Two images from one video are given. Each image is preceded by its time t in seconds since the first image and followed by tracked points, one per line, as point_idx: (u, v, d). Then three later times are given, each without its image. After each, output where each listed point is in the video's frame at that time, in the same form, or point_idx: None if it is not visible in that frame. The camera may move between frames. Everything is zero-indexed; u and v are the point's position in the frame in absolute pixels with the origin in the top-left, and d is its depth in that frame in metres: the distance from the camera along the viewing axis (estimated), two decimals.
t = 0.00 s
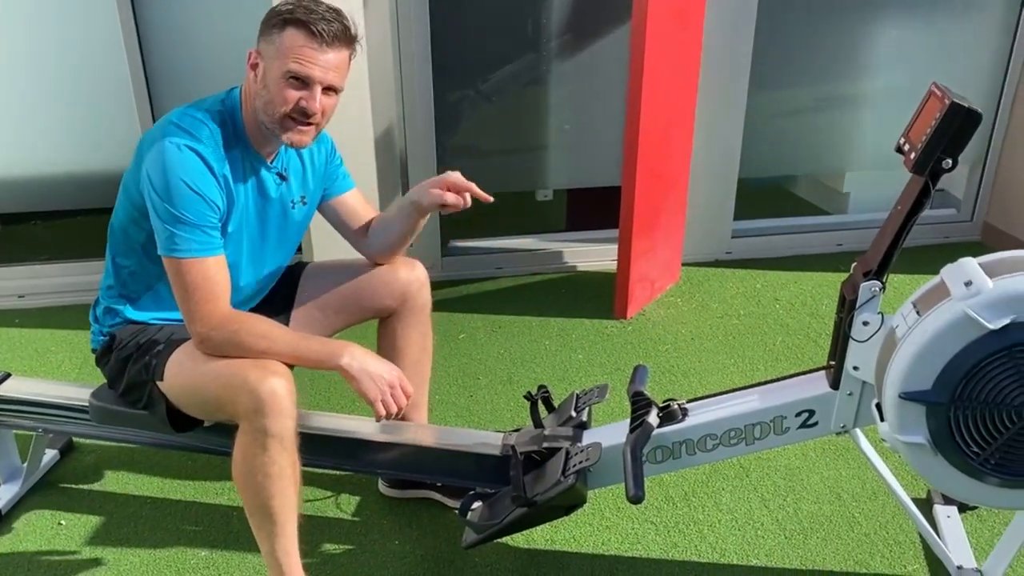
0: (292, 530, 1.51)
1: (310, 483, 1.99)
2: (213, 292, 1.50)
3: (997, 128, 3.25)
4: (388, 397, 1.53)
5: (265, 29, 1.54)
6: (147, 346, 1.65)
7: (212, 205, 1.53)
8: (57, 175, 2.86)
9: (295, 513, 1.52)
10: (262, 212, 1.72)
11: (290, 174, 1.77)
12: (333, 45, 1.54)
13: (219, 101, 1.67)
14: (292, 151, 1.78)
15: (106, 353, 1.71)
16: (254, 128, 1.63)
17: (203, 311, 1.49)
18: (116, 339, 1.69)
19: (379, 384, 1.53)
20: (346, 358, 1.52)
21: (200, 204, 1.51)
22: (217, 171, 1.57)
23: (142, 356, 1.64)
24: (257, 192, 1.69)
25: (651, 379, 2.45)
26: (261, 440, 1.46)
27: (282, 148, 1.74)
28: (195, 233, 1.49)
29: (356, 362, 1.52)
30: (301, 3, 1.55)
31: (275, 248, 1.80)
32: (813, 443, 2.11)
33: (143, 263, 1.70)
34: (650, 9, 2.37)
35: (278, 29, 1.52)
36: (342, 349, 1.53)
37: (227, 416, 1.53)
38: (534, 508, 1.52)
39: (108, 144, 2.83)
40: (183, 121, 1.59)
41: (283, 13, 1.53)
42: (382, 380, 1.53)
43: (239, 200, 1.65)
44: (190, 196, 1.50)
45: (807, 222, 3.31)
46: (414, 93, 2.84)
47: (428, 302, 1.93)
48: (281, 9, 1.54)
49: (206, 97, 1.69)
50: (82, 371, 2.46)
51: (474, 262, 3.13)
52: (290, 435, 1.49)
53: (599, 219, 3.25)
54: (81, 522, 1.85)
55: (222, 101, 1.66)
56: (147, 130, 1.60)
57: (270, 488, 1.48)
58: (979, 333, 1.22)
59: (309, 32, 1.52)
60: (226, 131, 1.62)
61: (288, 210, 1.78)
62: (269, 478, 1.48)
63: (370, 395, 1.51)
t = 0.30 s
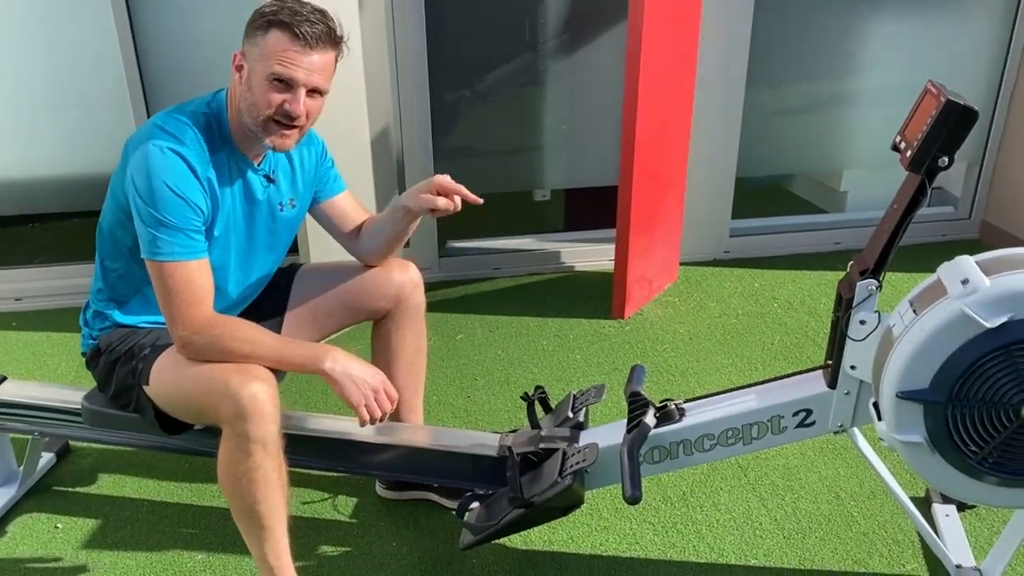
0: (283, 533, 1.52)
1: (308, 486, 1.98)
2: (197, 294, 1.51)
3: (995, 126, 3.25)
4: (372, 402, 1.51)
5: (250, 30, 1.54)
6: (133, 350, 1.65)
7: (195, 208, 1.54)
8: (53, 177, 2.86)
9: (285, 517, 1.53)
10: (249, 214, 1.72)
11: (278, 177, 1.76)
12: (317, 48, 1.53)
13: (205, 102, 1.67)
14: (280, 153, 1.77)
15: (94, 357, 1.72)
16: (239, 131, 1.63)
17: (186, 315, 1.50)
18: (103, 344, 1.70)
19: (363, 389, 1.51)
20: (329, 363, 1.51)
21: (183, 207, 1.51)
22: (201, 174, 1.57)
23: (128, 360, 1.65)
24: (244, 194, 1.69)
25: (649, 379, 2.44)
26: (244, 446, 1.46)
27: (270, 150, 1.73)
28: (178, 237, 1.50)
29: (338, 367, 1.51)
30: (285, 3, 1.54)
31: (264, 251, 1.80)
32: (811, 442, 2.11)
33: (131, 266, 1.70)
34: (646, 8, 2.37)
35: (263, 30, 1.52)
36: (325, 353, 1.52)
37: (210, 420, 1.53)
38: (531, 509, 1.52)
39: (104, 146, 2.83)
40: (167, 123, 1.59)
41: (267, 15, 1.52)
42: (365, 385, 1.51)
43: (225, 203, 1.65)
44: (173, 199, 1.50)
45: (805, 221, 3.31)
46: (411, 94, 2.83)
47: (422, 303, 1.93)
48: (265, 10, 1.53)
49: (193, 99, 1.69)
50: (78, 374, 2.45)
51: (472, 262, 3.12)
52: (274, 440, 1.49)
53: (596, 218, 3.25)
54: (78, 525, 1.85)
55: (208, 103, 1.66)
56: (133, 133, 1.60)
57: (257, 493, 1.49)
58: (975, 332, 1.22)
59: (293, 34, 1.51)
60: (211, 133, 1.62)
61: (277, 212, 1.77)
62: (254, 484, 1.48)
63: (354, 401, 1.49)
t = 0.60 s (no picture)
0: (273, 542, 1.53)
1: (303, 489, 1.98)
2: (185, 301, 1.51)
3: (993, 125, 3.24)
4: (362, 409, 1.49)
5: (239, 35, 1.53)
6: (125, 356, 1.65)
7: (183, 214, 1.53)
8: (49, 179, 2.85)
9: (275, 525, 1.54)
10: (241, 220, 1.71)
11: (271, 182, 1.75)
12: (307, 52, 1.52)
13: (196, 108, 1.67)
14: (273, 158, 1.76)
15: (88, 363, 1.72)
16: (230, 136, 1.62)
17: (174, 322, 1.50)
18: (96, 350, 1.70)
19: (352, 397, 1.49)
20: (316, 371, 1.50)
21: (171, 214, 1.51)
22: (189, 180, 1.57)
23: (119, 366, 1.64)
24: (235, 200, 1.68)
25: (646, 381, 2.43)
26: (231, 455, 1.47)
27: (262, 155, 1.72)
28: (166, 243, 1.49)
29: (326, 374, 1.50)
30: (274, 8, 1.53)
31: (257, 257, 1.79)
32: (808, 444, 2.10)
33: (123, 271, 1.69)
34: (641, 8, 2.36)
35: (252, 35, 1.51)
36: (314, 360, 1.51)
37: (199, 428, 1.53)
38: (525, 512, 1.51)
39: (100, 149, 2.82)
40: (155, 130, 1.58)
41: (255, 19, 1.52)
42: (354, 394, 1.50)
43: (216, 209, 1.64)
44: (160, 206, 1.50)
45: (802, 221, 3.30)
46: (407, 95, 2.83)
47: (421, 306, 1.93)
48: (254, 14, 1.52)
49: (184, 104, 1.69)
50: (74, 378, 2.44)
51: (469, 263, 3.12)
52: (262, 448, 1.49)
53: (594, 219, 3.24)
54: (72, 529, 1.84)
55: (198, 108, 1.66)
56: (122, 140, 1.60)
57: (245, 502, 1.49)
58: (970, 334, 1.21)
59: (282, 38, 1.50)
60: (200, 139, 1.62)
61: (270, 218, 1.76)
62: (242, 492, 1.48)
63: (344, 410, 1.48)
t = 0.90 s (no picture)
0: (263, 550, 1.52)
1: (295, 492, 1.97)
2: (176, 308, 1.50)
3: (990, 125, 3.23)
4: (354, 417, 1.49)
5: (230, 38, 1.52)
6: (121, 361, 1.65)
7: (175, 221, 1.53)
8: (43, 181, 2.85)
9: (265, 534, 1.53)
10: (236, 226, 1.70)
11: (266, 187, 1.74)
12: (299, 55, 1.52)
13: (190, 112, 1.66)
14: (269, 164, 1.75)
15: (88, 367, 1.73)
16: (223, 142, 1.62)
17: (164, 329, 1.49)
18: (94, 354, 1.70)
19: (342, 406, 1.49)
20: (307, 379, 1.50)
21: (161, 221, 1.50)
22: (181, 187, 1.56)
23: (116, 372, 1.64)
24: (229, 206, 1.67)
25: (640, 382, 2.42)
26: (220, 464, 1.47)
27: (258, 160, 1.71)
28: (157, 250, 1.49)
29: (316, 382, 1.49)
30: (266, 11, 1.53)
31: (255, 263, 1.78)
32: (800, 445, 2.09)
33: (120, 277, 1.68)
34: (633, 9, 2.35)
35: (243, 38, 1.50)
36: (304, 368, 1.51)
37: (190, 436, 1.53)
38: (514, 515, 1.51)
39: (94, 151, 2.81)
40: (147, 135, 1.58)
41: (245, 22, 1.51)
42: (346, 402, 1.50)
43: (209, 214, 1.63)
44: (151, 213, 1.49)
45: (798, 221, 3.29)
46: (401, 96, 2.83)
47: (422, 314, 1.92)
48: (246, 17, 1.51)
49: (178, 109, 1.68)
50: (67, 380, 2.44)
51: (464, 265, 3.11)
52: (252, 457, 1.48)
53: (589, 220, 3.24)
54: (63, 532, 1.83)
55: (192, 113, 1.65)
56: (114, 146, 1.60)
57: (235, 511, 1.49)
58: (957, 336, 1.20)
59: (272, 42, 1.49)
60: (192, 144, 1.61)
61: (265, 223, 1.75)
62: (231, 502, 1.48)
63: (335, 418, 1.48)
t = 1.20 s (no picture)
0: (257, 556, 1.52)
1: (288, 493, 1.97)
2: (176, 312, 1.50)
3: (988, 124, 3.23)
4: (354, 425, 1.49)
5: (233, 40, 1.51)
6: (126, 363, 1.65)
7: (175, 224, 1.52)
8: (40, 181, 2.85)
9: (259, 540, 1.53)
10: (239, 229, 1.69)
11: (269, 190, 1.74)
12: (303, 53, 1.51)
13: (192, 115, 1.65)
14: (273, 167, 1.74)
15: (94, 368, 1.73)
16: (226, 144, 1.61)
17: (163, 333, 1.49)
18: (101, 356, 1.71)
19: (341, 413, 1.49)
20: (305, 386, 1.49)
21: (161, 224, 1.50)
22: (181, 190, 1.56)
23: (120, 374, 1.64)
24: (232, 210, 1.67)
25: (635, 382, 2.42)
26: (216, 471, 1.46)
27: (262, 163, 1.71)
28: (156, 254, 1.49)
29: (314, 390, 1.49)
30: (268, 10, 1.52)
31: (261, 267, 1.76)
32: (795, 446, 2.09)
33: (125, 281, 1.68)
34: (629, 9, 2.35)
35: (246, 38, 1.49)
36: (303, 374, 1.51)
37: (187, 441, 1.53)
38: (505, 516, 1.51)
39: (90, 151, 2.81)
40: (148, 138, 1.58)
41: (248, 23, 1.50)
42: (345, 409, 1.49)
43: (211, 218, 1.62)
44: (150, 216, 1.49)
45: (796, 221, 3.29)
46: (397, 96, 2.82)
47: (428, 323, 1.90)
48: (248, 18, 1.51)
49: (181, 112, 1.68)
50: (63, 380, 2.44)
51: (460, 264, 3.11)
52: (248, 464, 1.48)
53: (587, 219, 3.23)
54: (56, 532, 1.84)
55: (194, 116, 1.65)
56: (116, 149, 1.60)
57: (229, 516, 1.49)
58: (947, 337, 1.20)
59: (277, 41, 1.48)
60: (194, 147, 1.60)
61: (270, 226, 1.74)
62: (226, 507, 1.48)
63: (334, 425, 1.48)
